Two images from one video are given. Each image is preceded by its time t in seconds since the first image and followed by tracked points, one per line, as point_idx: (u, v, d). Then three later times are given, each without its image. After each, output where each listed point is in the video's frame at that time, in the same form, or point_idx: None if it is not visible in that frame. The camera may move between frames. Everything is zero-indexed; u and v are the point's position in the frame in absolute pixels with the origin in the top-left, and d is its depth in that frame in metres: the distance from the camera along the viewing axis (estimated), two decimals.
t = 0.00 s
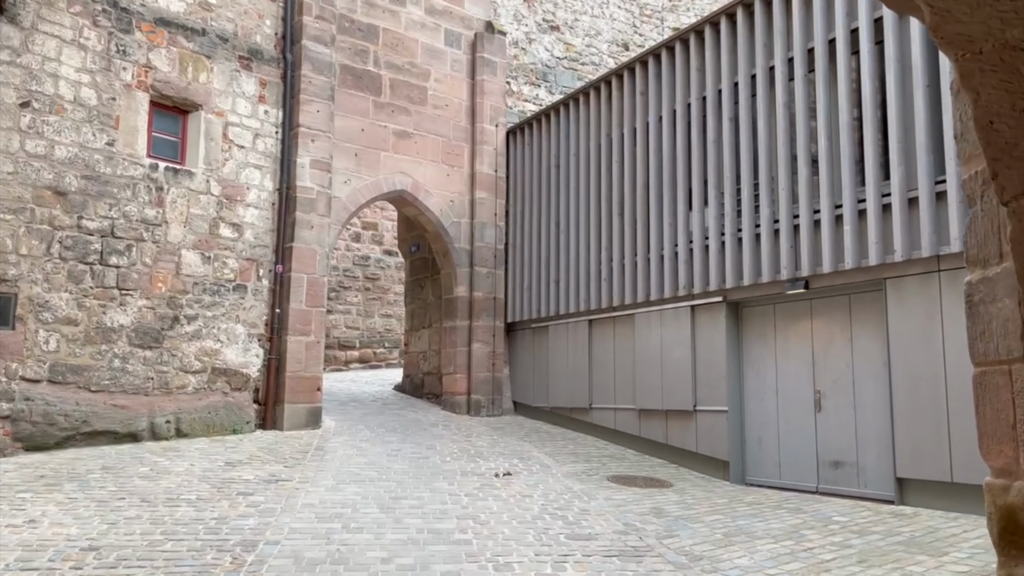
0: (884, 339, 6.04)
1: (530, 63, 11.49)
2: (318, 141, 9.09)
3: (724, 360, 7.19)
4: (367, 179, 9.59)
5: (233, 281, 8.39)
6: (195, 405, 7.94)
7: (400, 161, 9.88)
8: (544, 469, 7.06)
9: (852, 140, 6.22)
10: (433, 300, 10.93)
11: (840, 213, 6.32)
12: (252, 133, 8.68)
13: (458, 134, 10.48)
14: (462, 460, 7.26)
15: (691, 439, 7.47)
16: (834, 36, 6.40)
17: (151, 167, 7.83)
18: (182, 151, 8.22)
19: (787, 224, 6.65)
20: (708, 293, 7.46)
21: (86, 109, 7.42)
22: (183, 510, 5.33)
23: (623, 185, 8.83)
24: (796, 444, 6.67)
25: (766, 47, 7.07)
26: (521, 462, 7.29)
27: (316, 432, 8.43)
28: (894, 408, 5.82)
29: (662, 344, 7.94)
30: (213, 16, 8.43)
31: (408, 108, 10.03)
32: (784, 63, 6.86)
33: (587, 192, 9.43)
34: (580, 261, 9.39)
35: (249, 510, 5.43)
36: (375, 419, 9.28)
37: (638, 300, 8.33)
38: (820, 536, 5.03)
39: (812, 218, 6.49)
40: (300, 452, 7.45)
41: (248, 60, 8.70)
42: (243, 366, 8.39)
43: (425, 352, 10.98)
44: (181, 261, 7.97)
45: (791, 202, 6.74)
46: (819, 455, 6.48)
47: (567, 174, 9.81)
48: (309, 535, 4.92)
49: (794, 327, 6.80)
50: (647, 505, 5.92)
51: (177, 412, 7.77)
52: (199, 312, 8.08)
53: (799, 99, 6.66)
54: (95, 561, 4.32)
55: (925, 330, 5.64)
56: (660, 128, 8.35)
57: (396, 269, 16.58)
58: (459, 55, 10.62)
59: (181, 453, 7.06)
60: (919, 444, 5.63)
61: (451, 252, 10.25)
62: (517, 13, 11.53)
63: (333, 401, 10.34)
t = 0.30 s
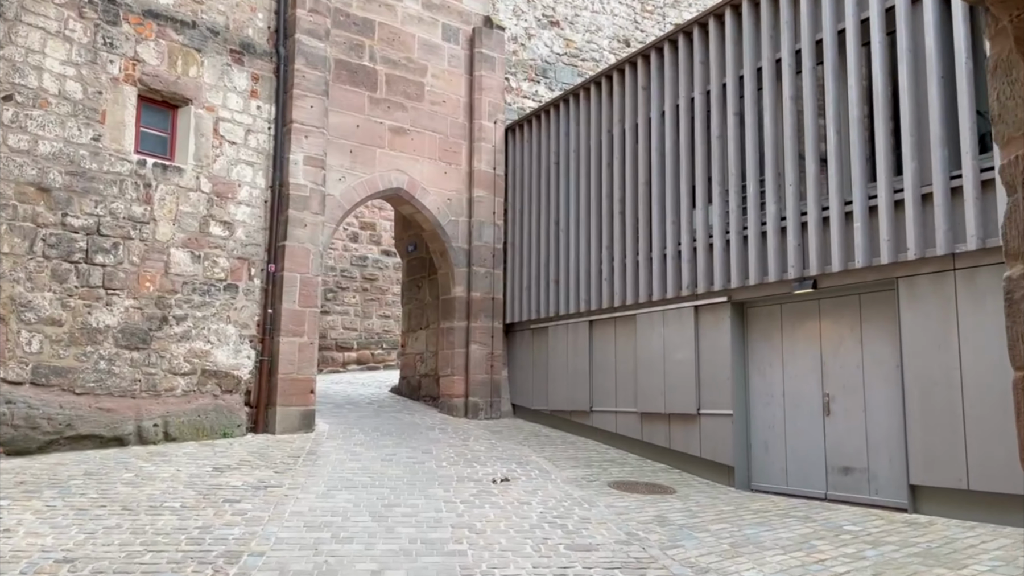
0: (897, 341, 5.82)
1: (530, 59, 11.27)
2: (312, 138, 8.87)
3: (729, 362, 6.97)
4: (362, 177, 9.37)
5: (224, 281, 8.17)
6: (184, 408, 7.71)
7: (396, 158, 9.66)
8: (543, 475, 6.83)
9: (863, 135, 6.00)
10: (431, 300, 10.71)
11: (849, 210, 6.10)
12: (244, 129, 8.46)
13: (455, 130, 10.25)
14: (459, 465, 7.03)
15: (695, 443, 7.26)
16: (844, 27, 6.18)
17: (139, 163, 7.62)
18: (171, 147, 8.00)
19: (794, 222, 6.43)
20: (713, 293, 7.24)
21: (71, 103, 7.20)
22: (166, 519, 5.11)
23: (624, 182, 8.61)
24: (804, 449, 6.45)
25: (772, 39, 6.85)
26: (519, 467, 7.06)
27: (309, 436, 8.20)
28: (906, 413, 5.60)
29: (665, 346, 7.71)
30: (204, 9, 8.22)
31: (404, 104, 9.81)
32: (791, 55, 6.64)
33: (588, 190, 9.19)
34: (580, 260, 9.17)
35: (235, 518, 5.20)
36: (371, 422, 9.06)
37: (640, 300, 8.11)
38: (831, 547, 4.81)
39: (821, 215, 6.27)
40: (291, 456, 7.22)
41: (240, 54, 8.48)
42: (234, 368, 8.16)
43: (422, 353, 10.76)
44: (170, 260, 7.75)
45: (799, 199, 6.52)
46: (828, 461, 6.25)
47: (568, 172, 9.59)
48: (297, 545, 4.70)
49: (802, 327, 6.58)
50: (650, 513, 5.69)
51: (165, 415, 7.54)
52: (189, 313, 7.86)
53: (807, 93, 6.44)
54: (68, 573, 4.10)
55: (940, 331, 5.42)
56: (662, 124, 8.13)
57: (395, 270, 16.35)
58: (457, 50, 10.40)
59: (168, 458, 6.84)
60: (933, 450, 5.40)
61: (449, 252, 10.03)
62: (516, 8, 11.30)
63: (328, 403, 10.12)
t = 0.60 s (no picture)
0: (914, 344, 5.59)
1: (531, 56, 11.06)
2: (309, 135, 8.65)
3: (737, 366, 6.75)
4: (360, 176, 9.16)
5: (218, 282, 7.96)
6: (176, 412, 7.50)
7: (395, 157, 9.45)
8: (546, 483, 6.61)
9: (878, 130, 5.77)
10: (430, 302, 10.49)
11: (864, 208, 5.88)
12: (239, 126, 8.25)
13: (455, 128, 10.04)
14: (458, 473, 6.81)
15: (702, 449, 7.04)
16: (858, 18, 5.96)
17: (130, 161, 7.40)
18: (163, 145, 7.79)
19: (806, 221, 6.22)
20: (720, 294, 7.02)
21: (59, 99, 6.99)
22: (153, 531, 4.89)
23: (629, 181, 8.39)
24: (816, 456, 6.22)
25: (782, 32, 6.63)
26: (521, 475, 6.84)
27: (304, 441, 7.98)
28: (924, 420, 5.37)
29: (671, 349, 7.49)
30: (197, 3, 8.01)
31: (403, 102, 9.60)
32: (802, 48, 6.42)
33: (591, 189, 8.97)
34: (583, 260, 8.94)
35: (224, 530, 4.98)
36: (368, 427, 8.83)
37: (645, 302, 7.88)
38: (849, 561, 4.58)
39: (834, 213, 6.05)
40: (286, 463, 7.00)
41: (235, 50, 8.27)
42: (228, 372, 7.94)
43: (422, 356, 10.54)
44: (162, 260, 7.54)
45: (811, 197, 6.29)
46: (841, 469, 6.03)
47: (570, 171, 9.37)
48: (288, 558, 4.48)
49: (813, 330, 6.35)
50: (657, 524, 5.47)
51: (156, 420, 7.32)
52: (181, 315, 7.64)
53: (819, 87, 6.22)
54: None
55: (960, 334, 5.19)
56: (668, 120, 7.91)
57: (394, 271, 16.13)
58: (457, 46, 10.19)
59: (158, 466, 6.62)
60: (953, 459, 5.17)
61: (448, 252, 9.81)
62: (517, 4, 11.09)
63: (326, 407, 9.90)
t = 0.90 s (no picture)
0: (945, 350, 5.28)
1: (537, 52, 10.75)
2: (307, 132, 8.35)
3: (755, 373, 6.44)
4: (361, 175, 8.85)
5: (212, 284, 7.66)
6: (167, 420, 7.20)
7: (396, 155, 9.15)
8: (554, 496, 6.29)
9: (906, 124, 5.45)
10: (433, 305, 10.18)
11: (890, 206, 5.56)
12: (234, 123, 7.95)
13: (458, 126, 9.74)
14: (462, 484, 6.50)
15: (717, 460, 6.72)
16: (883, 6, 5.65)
17: (120, 158, 7.11)
18: (155, 142, 7.50)
19: (828, 220, 5.90)
20: (736, 297, 6.71)
21: (46, 93, 6.70)
22: (136, 549, 4.59)
23: (639, 179, 8.07)
24: (839, 467, 5.91)
25: (802, 22, 6.31)
26: (527, 486, 6.53)
27: (302, 450, 7.68)
28: (957, 430, 5.06)
29: (684, 355, 7.18)
30: None
31: (405, 98, 9.30)
32: (824, 39, 6.10)
33: (599, 188, 8.65)
34: (591, 262, 8.63)
35: (213, 548, 4.68)
36: (368, 434, 8.53)
37: (656, 305, 7.56)
38: None
39: (858, 212, 5.73)
40: (282, 473, 6.70)
41: (230, 44, 7.98)
42: (222, 378, 7.64)
43: (424, 361, 10.23)
44: (153, 261, 7.24)
45: (833, 195, 5.97)
46: (866, 482, 5.71)
47: (578, 169, 9.07)
48: None
49: (835, 335, 6.04)
50: (673, 541, 5.15)
51: (146, 428, 7.00)
52: (173, 318, 7.35)
53: (842, 79, 5.90)
54: None
55: (996, 339, 4.88)
56: (680, 116, 7.60)
57: (396, 274, 15.83)
58: (460, 42, 9.89)
59: (147, 477, 6.32)
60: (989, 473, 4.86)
61: (451, 254, 9.51)
62: None
63: (325, 414, 9.59)
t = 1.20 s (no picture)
0: (985, 359, 4.91)
1: (543, 47, 10.39)
2: (304, 129, 8.00)
3: (776, 382, 6.07)
4: (360, 173, 8.50)
5: (204, 287, 7.31)
6: (156, 431, 6.85)
7: (397, 153, 8.80)
8: (563, 512, 5.92)
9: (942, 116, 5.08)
10: (435, 309, 9.82)
11: (924, 204, 5.19)
12: (227, 119, 7.60)
13: (461, 123, 9.38)
14: (465, 499, 6.13)
15: (736, 474, 6.36)
16: None
17: (106, 155, 6.77)
18: (144, 139, 7.15)
19: (855, 218, 5.53)
20: (755, 301, 6.34)
21: (27, 87, 6.37)
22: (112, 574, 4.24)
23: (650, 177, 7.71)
24: (867, 483, 5.54)
25: (826, 9, 5.94)
26: (535, 501, 6.16)
27: (297, 462, 7.32)
28: (1000, 445, 4.69)
29: (699, 362, 6.82)
30: None
31: (406, 94, 8.95)
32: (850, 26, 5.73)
33: (608, 187, 8.28)
34: (600, 264, 8.26)
35: (195, 573, 4.32)
36: (368, 444, 8.17)
37: (669, 309, 7.19)
38: None
39: (889, 210, 5.36)
40: (275, 487, 6.34)
41: (223, 37, 7.63)
42: (214, 387, 7.28)
43: (426, 367, 9.87)
44: (141, 264, 6.90)
45: (861, 192, 5.60)
46: (897, 499, 5.34)
47: (586, 168, 8.70)
48: None
49: (862, 341, 5.67)
50: (693, 564, 4.78)
51: (133, 439, 6.68)
52: (162, 324, 7.00)
53: (871, 68, 5.53)
54: None
55: None
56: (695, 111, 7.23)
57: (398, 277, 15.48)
58: (464, 36, 9.54)
59: (132, 492, 5.97)
60: None
61: (454, 255, 9.15)
62: None
63: (323, 422, 9.23)
